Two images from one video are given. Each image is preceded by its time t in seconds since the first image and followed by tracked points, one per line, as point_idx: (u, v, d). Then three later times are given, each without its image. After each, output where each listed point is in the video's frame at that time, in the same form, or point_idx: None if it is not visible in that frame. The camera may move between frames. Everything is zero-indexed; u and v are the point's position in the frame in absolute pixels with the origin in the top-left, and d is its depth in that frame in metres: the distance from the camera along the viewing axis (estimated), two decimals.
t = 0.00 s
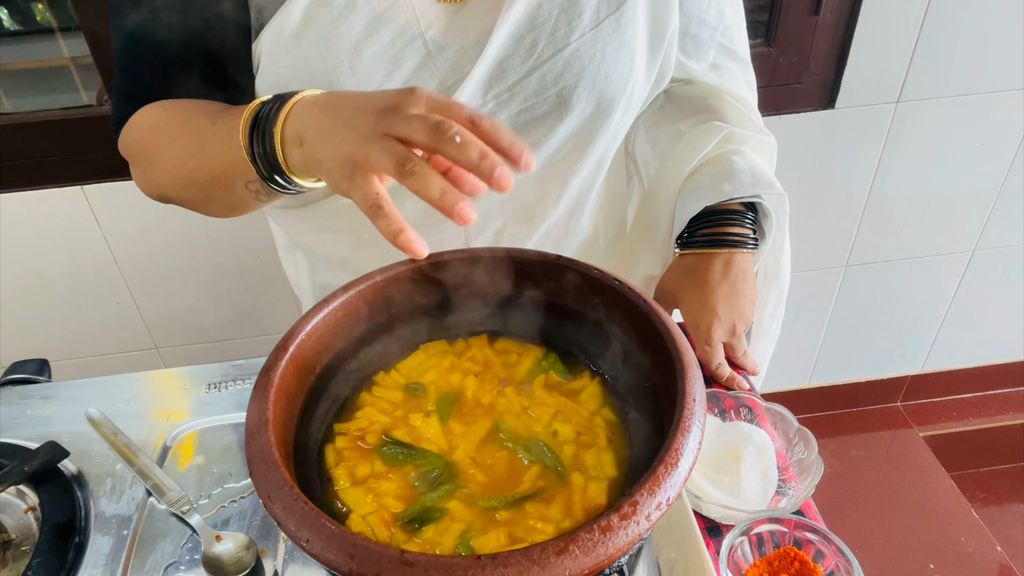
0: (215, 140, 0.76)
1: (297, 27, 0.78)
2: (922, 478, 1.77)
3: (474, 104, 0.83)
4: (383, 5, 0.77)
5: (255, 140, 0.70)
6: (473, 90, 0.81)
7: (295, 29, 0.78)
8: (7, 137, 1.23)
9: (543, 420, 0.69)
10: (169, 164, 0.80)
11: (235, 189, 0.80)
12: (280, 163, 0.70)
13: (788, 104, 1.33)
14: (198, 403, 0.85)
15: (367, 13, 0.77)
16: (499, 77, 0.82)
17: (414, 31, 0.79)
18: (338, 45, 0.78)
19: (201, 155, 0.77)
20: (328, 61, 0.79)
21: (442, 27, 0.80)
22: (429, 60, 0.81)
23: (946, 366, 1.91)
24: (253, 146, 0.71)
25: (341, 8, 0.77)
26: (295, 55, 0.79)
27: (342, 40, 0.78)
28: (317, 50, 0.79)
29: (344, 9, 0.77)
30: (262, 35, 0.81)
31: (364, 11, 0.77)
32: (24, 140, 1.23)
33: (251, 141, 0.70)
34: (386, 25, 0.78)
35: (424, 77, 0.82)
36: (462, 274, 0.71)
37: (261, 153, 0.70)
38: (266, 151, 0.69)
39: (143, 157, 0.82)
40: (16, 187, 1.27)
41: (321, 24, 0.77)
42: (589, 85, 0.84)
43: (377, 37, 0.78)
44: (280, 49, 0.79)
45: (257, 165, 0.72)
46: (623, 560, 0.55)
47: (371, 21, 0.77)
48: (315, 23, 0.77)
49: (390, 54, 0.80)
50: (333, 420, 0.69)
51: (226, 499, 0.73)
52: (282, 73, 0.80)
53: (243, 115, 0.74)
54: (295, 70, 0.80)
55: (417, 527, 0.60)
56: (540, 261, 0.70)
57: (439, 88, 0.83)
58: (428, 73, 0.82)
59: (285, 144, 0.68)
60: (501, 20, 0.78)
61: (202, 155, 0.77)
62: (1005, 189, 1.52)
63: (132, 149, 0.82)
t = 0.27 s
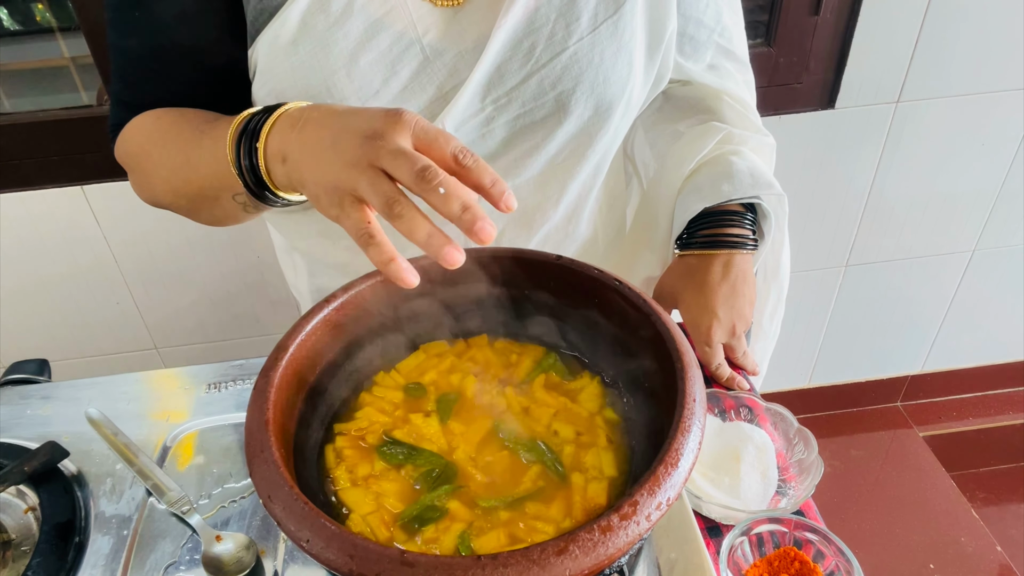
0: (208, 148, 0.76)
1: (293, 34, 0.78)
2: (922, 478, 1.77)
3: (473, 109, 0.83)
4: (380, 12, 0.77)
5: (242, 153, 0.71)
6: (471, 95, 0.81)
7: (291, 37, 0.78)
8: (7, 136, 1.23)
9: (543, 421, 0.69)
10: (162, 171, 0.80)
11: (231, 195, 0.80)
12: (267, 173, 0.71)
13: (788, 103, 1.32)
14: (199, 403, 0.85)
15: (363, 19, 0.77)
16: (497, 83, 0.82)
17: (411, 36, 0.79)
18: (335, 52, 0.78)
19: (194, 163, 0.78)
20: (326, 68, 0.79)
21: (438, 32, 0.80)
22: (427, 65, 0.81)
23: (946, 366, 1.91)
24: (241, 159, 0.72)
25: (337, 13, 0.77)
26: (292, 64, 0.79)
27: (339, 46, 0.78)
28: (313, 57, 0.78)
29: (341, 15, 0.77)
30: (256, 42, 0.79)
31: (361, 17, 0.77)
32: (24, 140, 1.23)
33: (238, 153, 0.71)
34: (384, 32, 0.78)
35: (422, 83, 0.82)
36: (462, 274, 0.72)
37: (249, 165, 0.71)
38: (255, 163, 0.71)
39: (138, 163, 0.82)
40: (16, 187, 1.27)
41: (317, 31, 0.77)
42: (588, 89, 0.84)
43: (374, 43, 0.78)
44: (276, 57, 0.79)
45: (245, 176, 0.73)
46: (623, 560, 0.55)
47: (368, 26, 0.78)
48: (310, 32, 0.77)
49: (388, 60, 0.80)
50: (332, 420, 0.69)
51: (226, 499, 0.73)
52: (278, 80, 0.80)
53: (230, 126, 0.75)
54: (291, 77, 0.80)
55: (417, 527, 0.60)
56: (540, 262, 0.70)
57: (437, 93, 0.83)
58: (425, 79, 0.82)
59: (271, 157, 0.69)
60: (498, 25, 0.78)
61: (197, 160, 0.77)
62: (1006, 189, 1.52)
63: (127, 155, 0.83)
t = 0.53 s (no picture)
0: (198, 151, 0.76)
1: (289, 40, 0.78)
2: (922, 478, 1.77)
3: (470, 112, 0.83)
4: (377, 17, 0.77)
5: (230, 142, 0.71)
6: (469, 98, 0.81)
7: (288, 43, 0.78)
8: (7, 136, 1.23)
9: (543, 421, 0.69)
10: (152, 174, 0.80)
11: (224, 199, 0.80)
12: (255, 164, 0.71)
13: (788, 103, 1.33)
14: (198, 403, 0.85)
15: (359, 25, 0.77)
16: (495, 85, 0.83)
17: (408, 40, 0.79)
18: (331, 57, 0.78)
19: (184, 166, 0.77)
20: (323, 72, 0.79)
21: (435, 36, 0.79)
22: (425, 69, 0.81)
23: (946, 366, 1.91)
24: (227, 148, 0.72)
25: (333, 20, 0.76)
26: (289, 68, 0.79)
27: (336, 50, 0.78)
28: (311, 63, 0.79)
29: (337, 22, 0.76)
30: (253, 46, 0.80)
31: (358, 22, 0.77)
32: (24, 140, 1.23)
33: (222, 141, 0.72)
34: (380, 36, 0.78)
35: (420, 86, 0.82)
36: (462, 274, 0.72)
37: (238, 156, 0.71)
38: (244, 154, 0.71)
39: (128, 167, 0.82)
40: (16, 187, 1.27)
41: (313, 37, 0.77)
42: (586, 91, 0.84)
43: (372, 48, 0.78)
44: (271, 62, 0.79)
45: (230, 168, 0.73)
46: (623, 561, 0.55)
47: (365, 31, 0.77)
48: (308, 37, 0.77)
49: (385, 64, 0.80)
50: (332, 420, 0.69)
51: (227, 500, 0.73)
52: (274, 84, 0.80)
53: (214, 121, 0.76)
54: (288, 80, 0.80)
55: (417, 527, 0.60)
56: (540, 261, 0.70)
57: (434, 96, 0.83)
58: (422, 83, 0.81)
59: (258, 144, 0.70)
60: (495, 29, 0.78)
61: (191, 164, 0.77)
62: (1006, 189, 1.52)
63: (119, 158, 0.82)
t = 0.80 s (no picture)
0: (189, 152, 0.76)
1: (282, 39, 0.77)
2: (921, 477, 1.77)
3: (464, 111, 0.83)
4: (369, 16, 0.77)
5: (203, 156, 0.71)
6: (462, 97, 0.81)
7: (279, 42, 0.77)
8: (7, 136, 1.23)
9: (543, 421, 0.69)
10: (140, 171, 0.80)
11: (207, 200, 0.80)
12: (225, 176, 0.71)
13: (788, 103, 1.32)
14: (198, 403, 0.85)
15: (352, 24, 0.77)
16: (487, 85, 0.82)
17: (400, 39, 0.79)
18: (323, 56, 0.78)
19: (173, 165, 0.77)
20: (315, 72, 0.79)
21: (427, 35, 0.80)
22: (417, 67, 0.81)
23: (945, 366, 1.91)
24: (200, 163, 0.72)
25: (325, 19, 0.76)
26: (282, 67, 0.79)
27: (328, 50, 0.78)
28: (302, 61, 0.78)
29: (329, 21, 0.76)
30: (244, 47, 0.79)
31: (349, 23, 0.77)
32: (23, 140, 1.23)
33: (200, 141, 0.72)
34: (373, 35, 0.78)
35: (413, 85, 0.82)
36: (460, 275, 0.72)
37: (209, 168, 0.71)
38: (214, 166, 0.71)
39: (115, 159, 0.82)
40: (16, 187, 1.27)
41: (306, 36, 0.77)
42: (579, 88, 0.84)
43: (364, 46, 0.78)
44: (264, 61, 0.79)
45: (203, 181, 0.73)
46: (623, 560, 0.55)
47: (357, 31, 0.77)
48: (299, 36, 0.77)
49: (378, 63, 0.80)
50: (332, 421, 0.69)
51: (227, 500, 0.73)
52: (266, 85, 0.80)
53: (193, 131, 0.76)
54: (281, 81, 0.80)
55: (417, 528, 0.60)
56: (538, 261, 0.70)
57: (428, 95, 0.83)
58: (415, 82, 0.81)
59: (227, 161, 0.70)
60: (488, 26, 0.77)
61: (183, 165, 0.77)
62: (1006, 188, 1.52)
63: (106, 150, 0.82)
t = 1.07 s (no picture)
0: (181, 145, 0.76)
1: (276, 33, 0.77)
2: (921, 477, 1.77)
3: (460, 107, 0.83)
4: (364, 9, 0.77)
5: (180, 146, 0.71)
6: (457, 92, 0.81)
7: (273, 36, 0.77)
8: (6, 136, 1.23)
9: (542, 421, 0.69)
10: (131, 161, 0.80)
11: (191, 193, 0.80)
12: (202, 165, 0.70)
13: (788, 103, 1.32)
14: (198, 403, 0.85)
15: (346, 18, 0.77)
16: (483, 80, 0.82)
17: (395, 33, 0.79)
18: (318, 50, 0.78)
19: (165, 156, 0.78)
20: (309, 67, 0.79)
21: (423, 29, 0.79)
22: (412, 62, 0.80)
23: (945, 366, 1.91)
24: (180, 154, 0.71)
25: (321, 12, 0.76)
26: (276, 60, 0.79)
27: (323, 44, 0.78)
28: (296, 56, 0.78)
29: (325, 15, 0.76)
30: (238, 43, 0.79)
31: (344, 15, 0.77)
32: (23, 140, 1.23)
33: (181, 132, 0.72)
34: (367, 30, 0.78)
35: (407, 79, 0.81)
36: (460, 275, 0.72)
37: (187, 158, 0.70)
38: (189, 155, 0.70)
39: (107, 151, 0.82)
40: (15, 187, 1.27)
41: (301, 31, 0.77)
42: (575, 84, 0.84)
43: (359, 41, 0.78)
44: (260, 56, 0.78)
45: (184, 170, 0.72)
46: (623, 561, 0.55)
47: (353, 23, 0.77)
48: (293, 30, 0.77)
49: (372, 59, 0.79)
50: (332, 421, 0.69)
51: (227, 500, 0.73)
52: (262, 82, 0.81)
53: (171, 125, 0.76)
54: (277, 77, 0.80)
55: (417, 528, 0.60)
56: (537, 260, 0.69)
57: (423, 91, 0.83)
58: (410, 76, 0.81)
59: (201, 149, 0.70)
60: (484, 21, 0.78)
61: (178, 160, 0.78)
62: (1006, 189, 1.52)
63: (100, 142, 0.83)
